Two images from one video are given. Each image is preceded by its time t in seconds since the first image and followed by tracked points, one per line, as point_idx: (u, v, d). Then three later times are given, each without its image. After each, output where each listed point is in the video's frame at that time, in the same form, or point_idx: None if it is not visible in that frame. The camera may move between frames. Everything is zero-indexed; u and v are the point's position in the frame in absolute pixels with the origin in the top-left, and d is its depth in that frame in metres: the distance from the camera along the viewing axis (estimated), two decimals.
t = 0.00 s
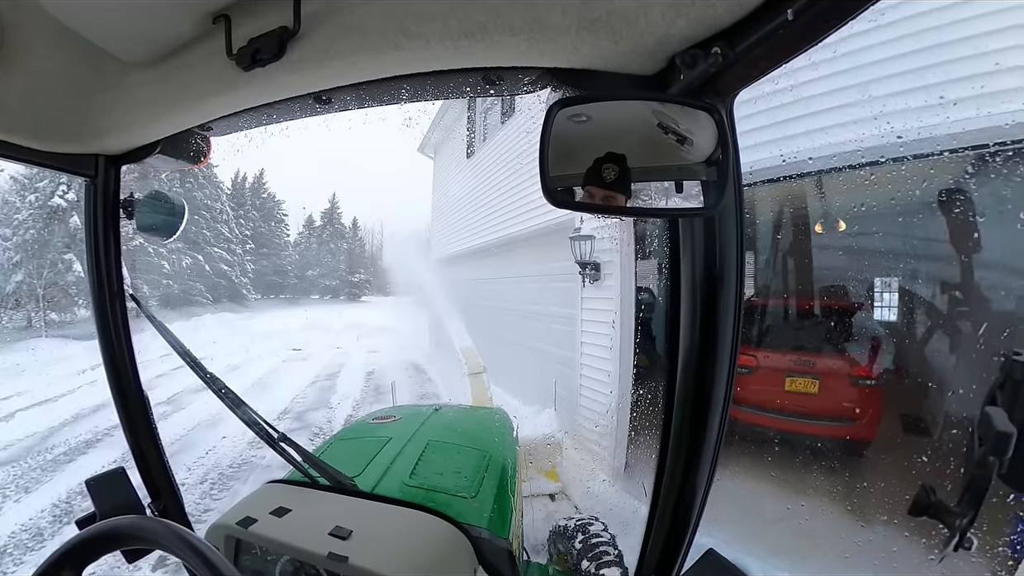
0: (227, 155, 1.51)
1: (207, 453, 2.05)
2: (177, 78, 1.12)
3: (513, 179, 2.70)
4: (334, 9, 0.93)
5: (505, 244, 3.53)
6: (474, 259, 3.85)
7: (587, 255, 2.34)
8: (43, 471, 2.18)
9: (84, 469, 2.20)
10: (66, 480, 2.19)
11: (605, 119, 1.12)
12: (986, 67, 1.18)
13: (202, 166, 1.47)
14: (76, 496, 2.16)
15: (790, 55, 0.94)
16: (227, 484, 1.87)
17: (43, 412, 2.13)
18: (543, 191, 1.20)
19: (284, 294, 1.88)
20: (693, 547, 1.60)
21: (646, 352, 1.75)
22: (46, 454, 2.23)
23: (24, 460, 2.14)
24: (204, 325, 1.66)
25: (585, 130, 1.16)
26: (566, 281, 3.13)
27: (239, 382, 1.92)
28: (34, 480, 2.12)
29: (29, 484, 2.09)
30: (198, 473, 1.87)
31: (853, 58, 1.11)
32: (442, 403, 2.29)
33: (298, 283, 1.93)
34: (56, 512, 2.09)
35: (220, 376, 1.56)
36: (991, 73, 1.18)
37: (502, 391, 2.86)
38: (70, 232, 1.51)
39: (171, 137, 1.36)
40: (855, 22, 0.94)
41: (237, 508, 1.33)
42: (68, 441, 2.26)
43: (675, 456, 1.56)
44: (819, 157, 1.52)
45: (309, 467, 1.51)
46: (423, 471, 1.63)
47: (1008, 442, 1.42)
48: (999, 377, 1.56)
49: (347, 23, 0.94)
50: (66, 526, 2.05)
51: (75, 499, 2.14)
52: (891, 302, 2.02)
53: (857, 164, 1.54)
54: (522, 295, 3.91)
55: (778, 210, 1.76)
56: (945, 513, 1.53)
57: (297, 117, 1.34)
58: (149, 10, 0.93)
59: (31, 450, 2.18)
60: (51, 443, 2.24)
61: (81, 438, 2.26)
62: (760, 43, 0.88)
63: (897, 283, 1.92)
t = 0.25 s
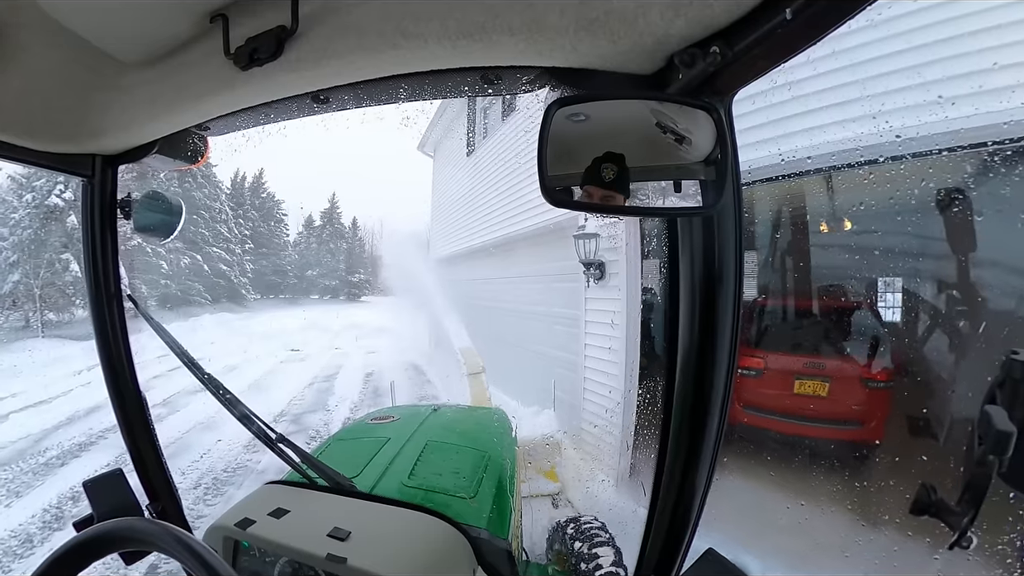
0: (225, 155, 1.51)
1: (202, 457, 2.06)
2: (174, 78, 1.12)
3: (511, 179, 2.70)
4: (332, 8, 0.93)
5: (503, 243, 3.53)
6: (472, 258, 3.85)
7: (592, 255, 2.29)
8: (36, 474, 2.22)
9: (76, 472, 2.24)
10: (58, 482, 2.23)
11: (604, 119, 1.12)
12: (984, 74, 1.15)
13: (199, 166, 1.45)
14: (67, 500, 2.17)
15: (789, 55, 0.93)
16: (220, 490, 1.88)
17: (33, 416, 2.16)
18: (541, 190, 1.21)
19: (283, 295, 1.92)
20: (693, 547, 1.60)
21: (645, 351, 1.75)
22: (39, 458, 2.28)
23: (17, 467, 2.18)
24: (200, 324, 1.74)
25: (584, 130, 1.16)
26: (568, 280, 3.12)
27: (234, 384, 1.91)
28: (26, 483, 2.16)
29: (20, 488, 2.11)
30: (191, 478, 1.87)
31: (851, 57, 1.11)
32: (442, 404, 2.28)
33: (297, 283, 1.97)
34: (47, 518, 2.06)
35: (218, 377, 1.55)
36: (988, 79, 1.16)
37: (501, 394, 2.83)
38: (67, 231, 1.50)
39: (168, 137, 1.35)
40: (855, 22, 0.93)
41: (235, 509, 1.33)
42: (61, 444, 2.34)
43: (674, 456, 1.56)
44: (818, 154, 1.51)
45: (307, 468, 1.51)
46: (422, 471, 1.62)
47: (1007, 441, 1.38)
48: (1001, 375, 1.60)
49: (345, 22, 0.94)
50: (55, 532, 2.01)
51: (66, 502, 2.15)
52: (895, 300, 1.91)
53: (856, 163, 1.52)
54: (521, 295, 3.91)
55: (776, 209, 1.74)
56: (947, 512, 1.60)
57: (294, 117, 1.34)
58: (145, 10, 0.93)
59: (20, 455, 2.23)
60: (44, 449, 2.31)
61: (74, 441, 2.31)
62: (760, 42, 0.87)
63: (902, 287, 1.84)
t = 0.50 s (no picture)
0: (223, 156, 1.50)
1: (196, 461, 2.00)
2: (171, 78, 1.12)
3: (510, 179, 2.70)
4: (330, 9, 0.93)
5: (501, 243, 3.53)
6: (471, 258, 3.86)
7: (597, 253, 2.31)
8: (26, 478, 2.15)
9: (67, 477, 2.21)
10: (48, 488, 2.16)
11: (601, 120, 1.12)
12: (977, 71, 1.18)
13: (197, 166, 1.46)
14: (56, 505, 2.09)
15: (785, 56, 0.94)
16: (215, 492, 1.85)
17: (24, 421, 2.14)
18: (539, 191, 1.20)
19: (284, 294, 1.88)
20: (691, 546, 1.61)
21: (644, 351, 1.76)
22: (29, 462, 2.20)
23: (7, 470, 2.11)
24: (197, 326, 1.66)
25: (581, 131, 1.16)
26: (570, 280, 3.12)
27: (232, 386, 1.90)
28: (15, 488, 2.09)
29: (9, 494, 2.05)
30: (185, 482, 1.81)
31: (847, 58, 1.11)
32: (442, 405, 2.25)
33: (296, 283, 1.92)
34: (35, 525, 2.00)
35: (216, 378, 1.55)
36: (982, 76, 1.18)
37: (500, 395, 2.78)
38: (65, 230, 1.51)
39: (166, 137, 1.35)
40: (851, 23, 0.94)
41: (234, 510, 1.33)
42: (55, 448, 2.29)
43: (672, 455, 1.57)
44: (815, 154, 1.49)
45: (305, 469, 1.52)
46: (421, 472, 1.62)
47: (1001, 437, 1.41)
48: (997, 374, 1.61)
49: (343, 23, 0.94)
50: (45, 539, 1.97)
51: (55, 508, 2.07)
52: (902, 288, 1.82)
53: (853, 163, 1.50)
54: (520, 295, 3.91)
55: (772, 210, 1.61)
56: (942, 509, 1.57)
57: (292, 117, 1.34)
58: (144, 10, 0.93)
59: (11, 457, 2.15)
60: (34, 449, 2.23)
61: (69, 444, 2.26)
62: (756, 42, 0.88)
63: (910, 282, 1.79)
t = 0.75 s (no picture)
0: (220, 156, 1.49)
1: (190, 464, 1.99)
2: (168, 77, 1.11)
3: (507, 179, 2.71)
4: (327, 7, 0.92)
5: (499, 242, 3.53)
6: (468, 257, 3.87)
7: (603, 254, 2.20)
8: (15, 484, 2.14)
9: (59, 481, 2.21)
10: (39, 492, 2.15)
11: (600, 118, 1.11)
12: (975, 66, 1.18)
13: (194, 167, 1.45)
14: (46, 512, 2.07)
15: (785, 54, 0.93)
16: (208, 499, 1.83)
17: (14, 423, 2.13)
18: (538, 190, 1.19)
19: (281, 295, 1.93)
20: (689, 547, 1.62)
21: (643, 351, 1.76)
22: (21, 466, 2.20)
23: None
24: (196, 326, 1.69)
25: (580, 129, 1.15)
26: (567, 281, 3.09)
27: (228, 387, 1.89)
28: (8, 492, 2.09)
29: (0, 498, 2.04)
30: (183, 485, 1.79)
31: (844, 56, 1.11)
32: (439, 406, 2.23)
33: (297, 284, 2.00)
34: (23, 532, 1.97)
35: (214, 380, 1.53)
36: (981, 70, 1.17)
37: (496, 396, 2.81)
38: (61, 230, 1.49)
39: (163, 137, 1.35)
40: (850, 21, 0.93)
41: (232, 512, 1.32)
42: (45, 452, 2.32)
43: (671, 456, 1.57)
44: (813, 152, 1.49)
45: (303, 470, 1.51)
46: (419, 472, 1.62)
47: (1003, 437, 1.33)
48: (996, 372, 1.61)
49: (340, 21, 0.94)
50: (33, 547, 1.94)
51: (44, 514, 2.05)
52: (908, 287, 1.74)
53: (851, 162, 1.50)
54: (517, 295, 3.93)
55: (770, 210, 1.59)
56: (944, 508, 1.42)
57: (289, 116, 1.33)
58: (140, 8, 0.92)
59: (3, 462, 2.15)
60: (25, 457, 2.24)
61: (58, 449, 2.32)
62: (756, 41, 0.87)
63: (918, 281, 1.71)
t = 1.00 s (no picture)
0: (218, 156, 1.49)
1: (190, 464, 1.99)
2: (167, 78, 1.11)
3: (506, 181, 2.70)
4: (326, 8, 0.93)
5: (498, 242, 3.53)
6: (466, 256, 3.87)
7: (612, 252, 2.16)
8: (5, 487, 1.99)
9: (55, 483, 2.07)
10: (32, 496, 2.01)
11: (597, 120, 1.12)
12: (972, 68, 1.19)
13: (193, 167, 1.46)
14: (37, 517, 1.98)
15: (780, 57, 0.94)
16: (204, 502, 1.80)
17: (9, 424, 1.98)
18: (535, 190, 1.20)
19: (280, 295, 1.88)
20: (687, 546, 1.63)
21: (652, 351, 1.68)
22: (12, 469, 2.01)
23: None
24: (195, 327, 1.65)
25: (578, 131, 1.16)
26: (572, 283, 3.03)
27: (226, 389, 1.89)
28: None
29: None
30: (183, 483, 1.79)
31: (841, 58, 1.12)
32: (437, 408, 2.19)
33: (295, 285, 1.96)
34: (13, 538, 1.90)
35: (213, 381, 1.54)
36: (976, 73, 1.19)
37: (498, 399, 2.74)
38: (59, 230, 1.49)
39: (162, 137, 1.35)
40: (846, 24, 0.94)
41: (231, 512, 1.33)
42: (38, 455, 2.10)
43: (669, 457, 1.57)
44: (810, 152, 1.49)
45: (302, 471, 1.52)
46: (418, 472, 1.62)
47: (996, 435, 1.42)
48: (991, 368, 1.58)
49: (339, 22, 0.94)
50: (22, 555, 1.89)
51: (34, 521, 1.95)
52: (911, 289, 1.66)
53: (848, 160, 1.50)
54: (517, 296, 3.93)
55: (767, 211, 1.56)
56: (938, 505, 1.54)
57: (287, 117, 1.33)
58: (139, 9, 0.92)
59: None
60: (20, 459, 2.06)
61: (52, 451, 2.12)
62: (752, 44, 0.88)
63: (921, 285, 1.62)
